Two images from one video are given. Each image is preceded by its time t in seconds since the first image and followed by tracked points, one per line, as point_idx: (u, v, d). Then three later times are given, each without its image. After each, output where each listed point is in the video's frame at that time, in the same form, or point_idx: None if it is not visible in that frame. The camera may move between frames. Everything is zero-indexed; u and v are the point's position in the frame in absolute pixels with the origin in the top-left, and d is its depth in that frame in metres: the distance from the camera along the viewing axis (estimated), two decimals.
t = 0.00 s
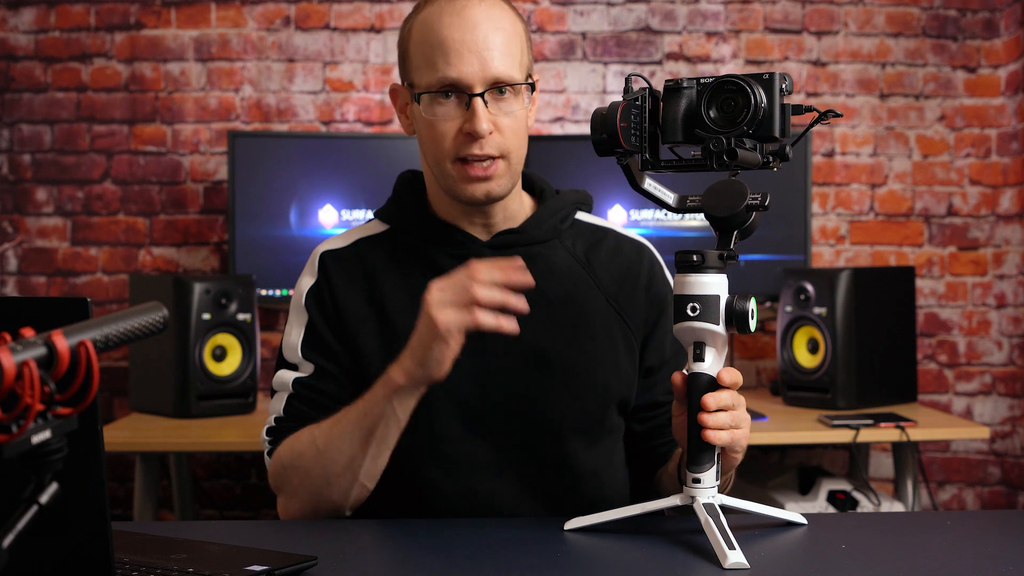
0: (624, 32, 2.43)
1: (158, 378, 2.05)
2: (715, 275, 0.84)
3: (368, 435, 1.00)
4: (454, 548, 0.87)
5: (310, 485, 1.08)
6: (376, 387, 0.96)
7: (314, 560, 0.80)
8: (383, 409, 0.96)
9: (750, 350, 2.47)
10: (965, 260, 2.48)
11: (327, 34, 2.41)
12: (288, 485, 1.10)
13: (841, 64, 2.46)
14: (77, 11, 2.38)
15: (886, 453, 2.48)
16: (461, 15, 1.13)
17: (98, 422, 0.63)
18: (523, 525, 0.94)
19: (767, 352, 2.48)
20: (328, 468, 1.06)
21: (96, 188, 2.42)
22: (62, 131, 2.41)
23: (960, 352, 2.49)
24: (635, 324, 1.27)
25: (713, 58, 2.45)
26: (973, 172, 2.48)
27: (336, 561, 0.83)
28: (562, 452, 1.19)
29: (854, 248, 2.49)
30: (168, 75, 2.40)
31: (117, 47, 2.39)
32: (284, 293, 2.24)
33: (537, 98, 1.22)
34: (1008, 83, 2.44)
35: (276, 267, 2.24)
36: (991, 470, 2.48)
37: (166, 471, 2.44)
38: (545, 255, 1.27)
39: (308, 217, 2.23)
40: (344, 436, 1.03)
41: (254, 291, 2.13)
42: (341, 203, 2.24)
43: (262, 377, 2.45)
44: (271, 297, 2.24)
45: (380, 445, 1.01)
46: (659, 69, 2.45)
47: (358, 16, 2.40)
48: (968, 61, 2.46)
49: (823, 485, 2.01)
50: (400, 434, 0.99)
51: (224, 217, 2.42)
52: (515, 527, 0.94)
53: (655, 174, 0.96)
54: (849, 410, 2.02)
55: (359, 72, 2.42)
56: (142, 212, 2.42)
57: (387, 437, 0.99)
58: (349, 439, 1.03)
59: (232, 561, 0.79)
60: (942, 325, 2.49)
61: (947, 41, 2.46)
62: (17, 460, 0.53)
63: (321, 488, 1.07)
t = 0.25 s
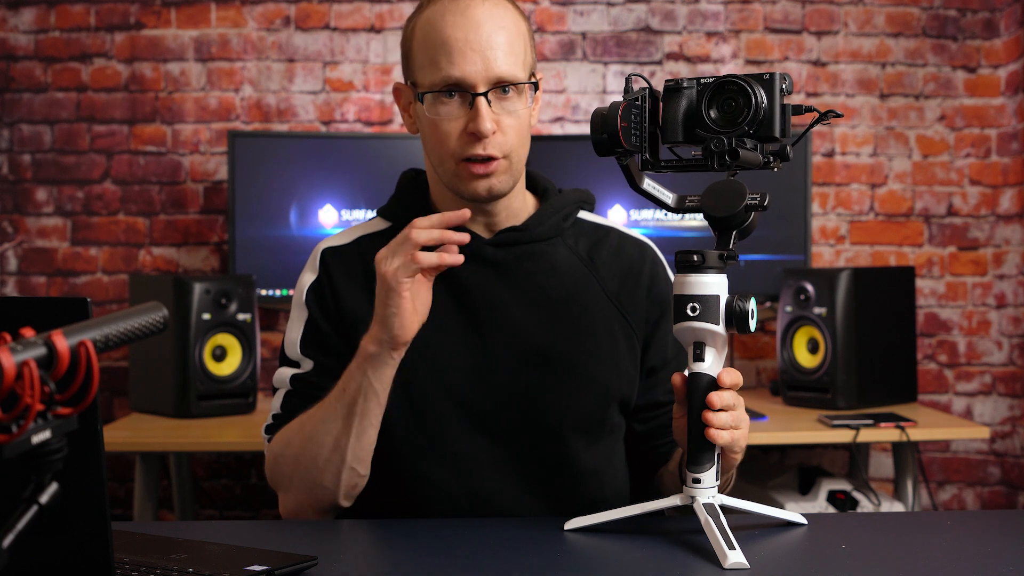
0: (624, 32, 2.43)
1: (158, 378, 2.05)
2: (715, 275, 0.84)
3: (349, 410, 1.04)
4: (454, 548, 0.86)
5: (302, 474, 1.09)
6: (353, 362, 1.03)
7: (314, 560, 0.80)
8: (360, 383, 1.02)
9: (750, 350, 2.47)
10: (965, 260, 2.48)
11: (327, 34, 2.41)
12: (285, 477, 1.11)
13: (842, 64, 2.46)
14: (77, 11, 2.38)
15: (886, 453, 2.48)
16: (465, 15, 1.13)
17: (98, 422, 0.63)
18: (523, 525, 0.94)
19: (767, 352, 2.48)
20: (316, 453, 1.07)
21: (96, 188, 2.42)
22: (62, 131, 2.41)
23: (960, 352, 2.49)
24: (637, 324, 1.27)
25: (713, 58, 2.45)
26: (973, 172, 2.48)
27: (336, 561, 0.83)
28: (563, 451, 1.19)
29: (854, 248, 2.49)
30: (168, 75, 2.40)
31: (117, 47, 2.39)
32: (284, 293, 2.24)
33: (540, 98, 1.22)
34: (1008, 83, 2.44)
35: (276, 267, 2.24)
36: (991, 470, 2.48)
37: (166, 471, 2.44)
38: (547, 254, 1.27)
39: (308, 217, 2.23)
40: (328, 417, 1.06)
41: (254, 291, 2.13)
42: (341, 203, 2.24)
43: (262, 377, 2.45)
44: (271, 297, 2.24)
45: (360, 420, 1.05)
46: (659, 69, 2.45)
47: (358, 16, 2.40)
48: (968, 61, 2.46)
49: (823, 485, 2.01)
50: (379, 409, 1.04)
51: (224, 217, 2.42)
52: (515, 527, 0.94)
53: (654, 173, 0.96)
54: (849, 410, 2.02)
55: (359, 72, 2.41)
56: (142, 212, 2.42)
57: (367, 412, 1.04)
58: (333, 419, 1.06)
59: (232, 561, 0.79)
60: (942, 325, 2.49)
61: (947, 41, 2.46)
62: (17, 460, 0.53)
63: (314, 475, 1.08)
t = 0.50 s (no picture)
0: (624, 32, 2.43)
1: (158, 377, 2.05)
2: (715, 275, 0.84)
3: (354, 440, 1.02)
4: (454, 548, 0.86)
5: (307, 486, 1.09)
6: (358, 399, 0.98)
7: (314, 560, 0.80)
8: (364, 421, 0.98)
9: (750, 350, 2.47)
10: (965, 260, 2.48)
11: (327, 34, 2.41)
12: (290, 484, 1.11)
13: (841, 64, 2.46)
14: (76, 11, 2.38)
15: (886, 453, 2.48)
16: (466, 15, 1.14)
17: (98, 422, 0.63)
18: (523, 525, 0.94)
19: (767, 352, 2.48)
20: (322, 469, 1.07)
21: (96, 188, 2.42)
22: (62, 131, 2.41)
23: (960, 352, 2.49)
24: (638, 324, 1.27)
25: (713, 58, 2.45)
26: (973, 172, 2.48)
27: (336, 561, 0.83)
28: (563, 452, 1.19)
29: (854, 248, 2.49)
30: (168, 74, 2.40)
31: (117, 47, 2.39)
32: (284, 293, 2.24)
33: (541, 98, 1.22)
34: (1008, 83, 2.44)
35: (276, 267, 2.24)
36: (991, 470, 2.48)
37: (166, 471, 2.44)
38: (547, 254, 1.27)
39: (308, 217, 2.23)
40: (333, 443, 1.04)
41: (254, 291, 2.13)
42: (341, 203, 2.24)
43: (262, 377, 2.45)
44: (271, 298, 2.25)
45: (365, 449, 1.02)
46: (659, 69, 2.45)
47: (358, 16, 2.40)
48: (968, 61, 2.46)
49: (823, 485, 2.01)
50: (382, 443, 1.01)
51: (224, 217, 2.42)
52: (515, 527, 0.94)
53: (654, 173, 0.96)
54: (849, 410, 2.02)
55: (359, 72, 2.42)
56: (142, 212, 2.42)
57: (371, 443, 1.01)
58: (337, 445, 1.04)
59: (232, 562, 0.79)
60: (942, 325, 2.49)
61: (947, 41, 2.46)
62: (17, 460, 0.53)
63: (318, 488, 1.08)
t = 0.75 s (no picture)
0: (624, 32, 2.43)
1: (158, 377, 2.05)
2: (715, 275, 0.84)
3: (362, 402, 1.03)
4: (453, 548, 0.86)
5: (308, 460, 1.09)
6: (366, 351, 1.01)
7: (314, 560, 0.80)
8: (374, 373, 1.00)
9: (751, 350, 2.47)
10: (965, 260, 2.48)
11: (327, 34, 2.41)
12: (287, 462, 1.10)
13: (841, 64, 2.46)
14: (76, 11, 2.38)
15: (886, 452, 2.48)
16: (468, 20, 1.12)
17: (98, 422, 0.63)
18: (523, 525, 0.94)
19: (767, 352, 2.49)
20: (324, 441, 1.07)
21: (96, 188, 2.42)
22: (62, 131, 2.41)
23: (960, 352, 2.49)
24: (637, 323, 1.27)
25: (713, 58, 2.45)
26: (973, 172, 2.48)
27: (336, 561, 0.83)
28: (563, 450, 1.19)
29: (854, 248, 2.49)
30: (168, 75, 2.40)
31: (117, 47, 2.39)
32: (284, 293, 2.24)
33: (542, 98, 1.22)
34: (1008, 83, 2.44)
35: (276, 267, 2.24)
36: (991, 470, 2.48)
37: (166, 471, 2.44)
38: (547, 252, 1.27)
39: (308, 217, 2.23)
40: (340, 407, 1.05)
41: (254, 291, 2.13)
42: (341, 203, 2.24)
43: (262, 377, 2.45)
44: (271, 297, 2.25)
45: (372, 413, 1.03)
46: (659, 69, 2.45)
47: (358, 16, 2.40)
48: (968, 62, 2.46)
49: (823, 485, 2.01)
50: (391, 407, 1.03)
51: (224, 217, 2.42)
52: (515, 527, 0.94)
53: (654, 173, 0.96)
54: (849, 410, 2.02)
55: (359, 72, 2.42)
56: (142, 212, 2.42)
57: (380, 402, 1.02)
58: (344, 410, 1.05)
59: (232, 562, 0.79)
60: (942, 325, 2.49)
61: (947, 41, 2.46)
62: (17, 460, 0.53)
63: (319, 462, 1.08)
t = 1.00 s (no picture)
0: (624, 32, 2.43)
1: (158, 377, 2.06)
2: (715, 275, 0.84)
3: (377, 444, 1.01)
4: (453, 548, 0.87)
5: (317, 485, 1.08)
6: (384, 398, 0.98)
7: (314, 560, 0.80)
8: (393, 427, 0.98)
9: (750, 350, 2.47)
10: (965, 260, 2.48)
11: (327, 34, 2.41)
12: (294, 482, 1.10)
13: (841, 64, 2.47)
14: (77, 11, 2.38)
15: (886, 452, 2.48)
16: (493, 23, 1.13)
17: (98, 422, 0.63)
18: (522, 525, 0.94)
19: (767, 352, 2.49)
20: (337, 470, 1.06)
21: (96, 188, 2.42)
22: (62, 131, 2.41)
23: (960, 352, 2.49)
24: (634, 324, 1.27)
25: (713, 58, 2.45)
26: (973, 172, 2.48)
27: (336, 561, 0.83)
28: (561, 452, 1.19)
29: (854, 248, 2.49)
30: (168, 75, 2.40)
31: (117, 47, 2.39)
32: (284, 293, 2.25)
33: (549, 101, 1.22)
34: (1008, 83, 2.44)
35: (276, 267, 2.24)
36: (991, 470, 2.48)
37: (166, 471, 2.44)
38: (544, 253, 1.28)
39: (308, 217, 2.23)
40: (352, 446, 1.04)
41: (254, 291, 2.13)
42: (341, 203, 2.24)
43: (262, 377, 2.45)
44: (271, 297, 2.25)
45: (387, 453, 1.02)
46: (659, 69, 2.45)
47: (358, 16, 2.41)
48: (968, 61, 2.46)
49: (823, 485, 2.01)
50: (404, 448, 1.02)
51: (224, 217, 2.42)
52: (515, 527, 0.94)
53: (654, 173, 0.96)
54: (849, 410, 2.02)
55: (359, 72, 2.42)
56: (142, 212, 2.42)
57: (396, 447, 1.01)
58: (358, 450, 1.03)
59: (232, 561, 0.79)
60: (942, 325, 2.49)
61: (947, 41, 2.46)
62: (17, 460, 0.53)
63: (330, 487, 1.08)
